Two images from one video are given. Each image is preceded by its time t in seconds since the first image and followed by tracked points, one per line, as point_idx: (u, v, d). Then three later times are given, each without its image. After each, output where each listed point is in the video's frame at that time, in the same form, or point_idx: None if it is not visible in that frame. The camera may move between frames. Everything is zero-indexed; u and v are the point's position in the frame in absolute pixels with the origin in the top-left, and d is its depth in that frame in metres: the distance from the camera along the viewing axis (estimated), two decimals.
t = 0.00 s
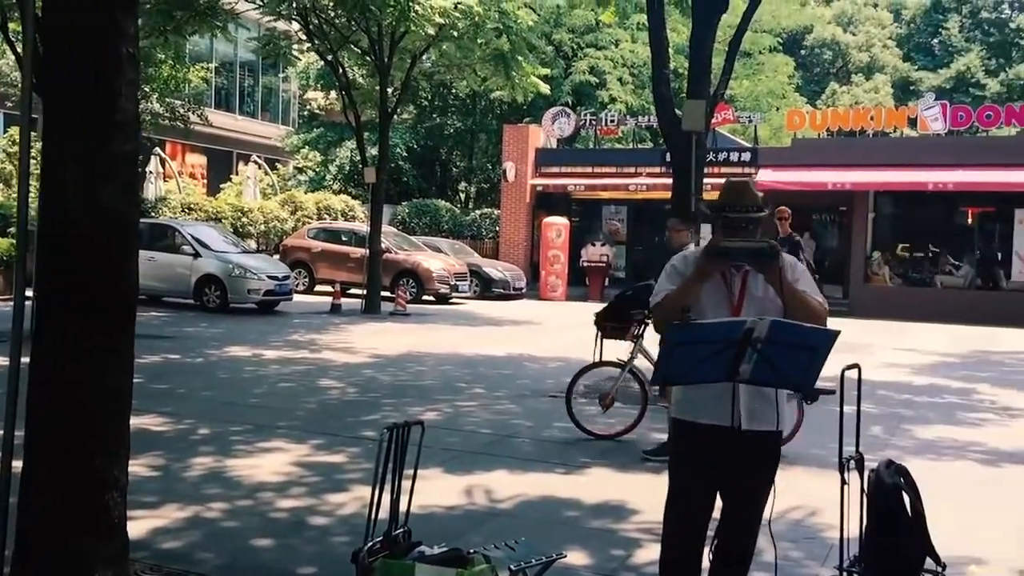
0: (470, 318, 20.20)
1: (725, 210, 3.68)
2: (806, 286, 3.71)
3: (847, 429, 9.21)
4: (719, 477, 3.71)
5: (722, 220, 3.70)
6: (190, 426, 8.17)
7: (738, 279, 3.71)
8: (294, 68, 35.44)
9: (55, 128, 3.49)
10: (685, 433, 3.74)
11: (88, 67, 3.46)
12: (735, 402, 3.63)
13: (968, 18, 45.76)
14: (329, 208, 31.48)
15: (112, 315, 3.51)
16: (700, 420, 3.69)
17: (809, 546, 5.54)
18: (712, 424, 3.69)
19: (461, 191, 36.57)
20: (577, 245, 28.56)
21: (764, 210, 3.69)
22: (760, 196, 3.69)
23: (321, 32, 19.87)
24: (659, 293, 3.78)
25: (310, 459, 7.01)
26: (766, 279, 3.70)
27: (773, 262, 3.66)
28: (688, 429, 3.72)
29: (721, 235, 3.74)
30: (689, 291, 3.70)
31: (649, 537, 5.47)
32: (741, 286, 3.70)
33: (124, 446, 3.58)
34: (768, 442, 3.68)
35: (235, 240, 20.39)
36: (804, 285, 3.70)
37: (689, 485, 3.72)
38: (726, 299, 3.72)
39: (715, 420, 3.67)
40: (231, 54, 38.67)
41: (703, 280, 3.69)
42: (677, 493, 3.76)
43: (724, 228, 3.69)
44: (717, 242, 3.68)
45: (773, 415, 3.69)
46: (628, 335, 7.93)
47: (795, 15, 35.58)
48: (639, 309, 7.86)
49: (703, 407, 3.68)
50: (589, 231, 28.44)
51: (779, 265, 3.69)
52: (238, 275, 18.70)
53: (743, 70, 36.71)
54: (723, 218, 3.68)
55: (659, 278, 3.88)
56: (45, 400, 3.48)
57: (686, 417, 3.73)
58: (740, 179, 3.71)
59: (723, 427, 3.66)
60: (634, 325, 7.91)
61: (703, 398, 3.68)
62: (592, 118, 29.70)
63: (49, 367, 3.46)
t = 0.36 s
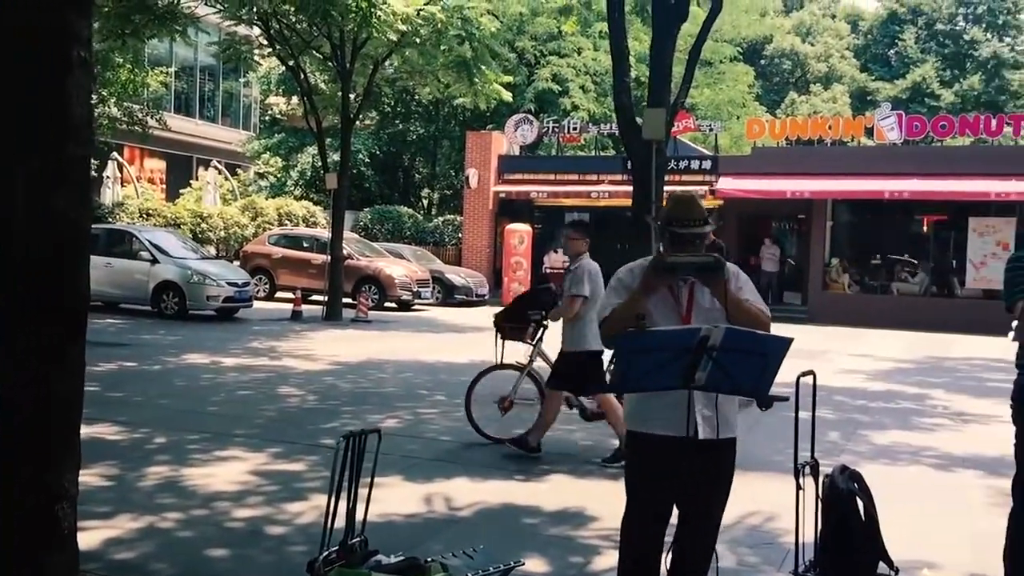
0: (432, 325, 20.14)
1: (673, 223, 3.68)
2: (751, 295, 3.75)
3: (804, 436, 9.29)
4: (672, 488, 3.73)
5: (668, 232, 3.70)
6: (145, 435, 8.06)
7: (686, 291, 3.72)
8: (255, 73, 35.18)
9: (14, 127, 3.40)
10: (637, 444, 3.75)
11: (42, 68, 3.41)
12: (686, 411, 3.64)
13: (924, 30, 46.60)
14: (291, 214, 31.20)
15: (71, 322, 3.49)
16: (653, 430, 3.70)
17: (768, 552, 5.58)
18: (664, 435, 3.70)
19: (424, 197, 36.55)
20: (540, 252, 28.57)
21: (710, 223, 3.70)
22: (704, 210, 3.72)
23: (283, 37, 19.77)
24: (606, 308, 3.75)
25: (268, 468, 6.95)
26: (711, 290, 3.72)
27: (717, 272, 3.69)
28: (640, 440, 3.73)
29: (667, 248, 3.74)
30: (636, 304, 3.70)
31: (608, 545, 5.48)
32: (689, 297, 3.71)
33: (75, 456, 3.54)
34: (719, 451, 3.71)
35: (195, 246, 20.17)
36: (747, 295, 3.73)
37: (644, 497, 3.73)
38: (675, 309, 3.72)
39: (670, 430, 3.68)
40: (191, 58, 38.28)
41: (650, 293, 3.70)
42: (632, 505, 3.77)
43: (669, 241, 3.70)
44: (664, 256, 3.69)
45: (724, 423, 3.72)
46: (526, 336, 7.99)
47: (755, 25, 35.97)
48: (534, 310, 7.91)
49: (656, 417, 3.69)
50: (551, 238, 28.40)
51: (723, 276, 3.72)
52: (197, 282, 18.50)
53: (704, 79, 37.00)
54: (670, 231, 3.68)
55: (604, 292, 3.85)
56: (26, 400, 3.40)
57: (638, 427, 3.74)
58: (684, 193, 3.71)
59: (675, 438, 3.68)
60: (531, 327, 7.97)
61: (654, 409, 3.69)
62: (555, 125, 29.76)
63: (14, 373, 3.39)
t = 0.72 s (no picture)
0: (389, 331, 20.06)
1: (621, 226, 3.62)
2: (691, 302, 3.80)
3: (758, 440, 9.38)
4: (614, 491, 3.76)
5: (617, 234, 3.64)
6: (94, 444, 7.93)
7: (626, 295, 3.75)
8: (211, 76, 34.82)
9: None
10: (576, 450, 3.74)
11: None
12: (628, 414, 3.67)
13: (876, 40, 47.51)
14: (248, 219, 30.91)
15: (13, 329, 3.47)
16: (591, 434, 3.70)
17: (720, 556, 5.63)
18: (602, 438, 3.71)
19: (383, 202, 36.46)
20: (500, 257, 28.43)
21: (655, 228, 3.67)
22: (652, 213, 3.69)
23: (239, 41, 19.59)
24: (549, 308, 3.73)
25: (220, 476, 6.88)
26: (653, 294, 3.77)
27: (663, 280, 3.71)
28: (577, 444, 3.73)
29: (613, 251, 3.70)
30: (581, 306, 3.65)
31: (562, 551, 5.49)
32: (629, 301, 3.74)
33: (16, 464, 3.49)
34: (658, 451, 3.77)
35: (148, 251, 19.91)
36: (686, 301, 3.77)
37: (587, 503, 3.74)
38: (617, 314, 3.75)
39: (611, 434, 3.69)
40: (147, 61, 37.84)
41: (596, 295, 3.66)
42: (575, 512, 3.75)
43: (618, 243, 3.64)
44: (613, 259, 3.62)
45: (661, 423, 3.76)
46: (411, 335, 8.00)
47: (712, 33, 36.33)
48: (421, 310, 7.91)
49: (596, 422, 3.69)
50: (511, 244, 28.32)
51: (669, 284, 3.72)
52: (151, 287, 18.27)
53: (662, 86, 37.28)
54: (621, 234, 3.62)
55: (545, 290, 3.83)
56: None
57: (575, 433, 3.74)
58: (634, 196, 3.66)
59: (616, 441, 3.70)
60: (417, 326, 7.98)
61: (593, 413, 3.69)
62: (514, 131, 29.81)
63: None
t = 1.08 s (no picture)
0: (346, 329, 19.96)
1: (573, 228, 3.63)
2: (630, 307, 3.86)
3: (710, 437, 9.46)
4: (557, 489, 3.78)
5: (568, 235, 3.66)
6: (41, 444, 7.80)
7: (570, 298, 3.79)
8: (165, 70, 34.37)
9: None
10: (517, 449, 3.75)
11: None
12: (570, 413, 3.69)
13: (830, 41, 48.22)
14: (202, 215, 30.51)
15: None
16: (534, 433, 3.71)
17: (671, 552, 5.67)
18: (546, 437, 3.72)
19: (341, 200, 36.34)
20: (458, 255, 28.46)
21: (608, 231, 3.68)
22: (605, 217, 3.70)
23: (193, 35, 19.32)
24: (495, 304, 3.75)
25: (171, 476, 6.79)
26: (594, 295, 3.82)
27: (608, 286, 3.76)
28: (520, 443, 3.73)
29: (563, 253, 3.71)
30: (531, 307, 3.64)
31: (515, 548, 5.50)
32: (571, 303, 3.77)
33: None
34: (599, 450, 3.79)
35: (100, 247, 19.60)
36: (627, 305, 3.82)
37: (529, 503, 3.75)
38: (559, 314, 3.79)
39: (552, 434, 3.71)
40: (99, 54, 37.27)
41: (544, 294, 3.68)
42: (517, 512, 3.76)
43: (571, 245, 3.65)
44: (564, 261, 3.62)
45: (601, 422, 3.80)
46: (310, 332, 8.01)
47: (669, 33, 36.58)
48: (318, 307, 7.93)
49: (537, 422, 3.71)
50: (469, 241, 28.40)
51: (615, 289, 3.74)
52: (102, 285, 17.99)
53: (620, 84, 37.42)
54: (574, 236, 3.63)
55: (490, 285, 3.84)
56: None
57: (516, 432, 3.74)
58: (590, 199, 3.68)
59: (556, 441, 3.72)
60: (315, 323, 8.00)
61: (535, 412, 3.71)
62: (472, 128, 29.78)
63: None
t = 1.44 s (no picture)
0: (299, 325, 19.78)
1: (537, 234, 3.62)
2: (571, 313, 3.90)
3: (661, 430, 9.53)
4: (498, 489, 3.78)
5: (526, 241, 3.64)
6: None
7: (515, 302, 3.78)
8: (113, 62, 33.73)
9: None
10: (457, 449, 3.75)
11: None
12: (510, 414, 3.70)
13: (782, 39, 48.78)
14: (152, 210, 30.01)
15: None
16: (473, 435, 3.71)
17: (622, 546, 5.70)
18: (485, 440, 3.72)
19: (294, 194, 35.88)
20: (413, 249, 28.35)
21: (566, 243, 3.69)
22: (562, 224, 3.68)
23: (142, 26, 18.95)
24: (444, 301, 3.69)
25: (116, 475, 6.68)
26: (539, 298, 3.83)
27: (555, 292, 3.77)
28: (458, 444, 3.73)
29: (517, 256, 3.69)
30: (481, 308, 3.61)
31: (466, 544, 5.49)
32: (518, 306, 3.77)
33: None
34: (538, 450, 3.80)
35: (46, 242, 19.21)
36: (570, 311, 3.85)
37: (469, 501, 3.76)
38: (504, 315, 3.78)
39: (493, 435, 3.71)
40: (45, 45, 36.51)
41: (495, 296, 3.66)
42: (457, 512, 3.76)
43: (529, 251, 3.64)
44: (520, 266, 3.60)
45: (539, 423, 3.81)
46: (207, 328, 8.23)
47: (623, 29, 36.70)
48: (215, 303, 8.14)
49: (477, 424, 3.70)
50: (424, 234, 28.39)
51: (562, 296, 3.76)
52: (48, 281, 17.63)
53: (575, 80, 37.40)
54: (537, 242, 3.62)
55: (438, 280, 3.78)
56: None
57: (456, 432, 3.74)
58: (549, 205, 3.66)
59: (499, 440, 3.72)
60: (212, 319, 8.22)
61: (475, 413, 3.70)
62: (427, 123, 29.66)
63: None
